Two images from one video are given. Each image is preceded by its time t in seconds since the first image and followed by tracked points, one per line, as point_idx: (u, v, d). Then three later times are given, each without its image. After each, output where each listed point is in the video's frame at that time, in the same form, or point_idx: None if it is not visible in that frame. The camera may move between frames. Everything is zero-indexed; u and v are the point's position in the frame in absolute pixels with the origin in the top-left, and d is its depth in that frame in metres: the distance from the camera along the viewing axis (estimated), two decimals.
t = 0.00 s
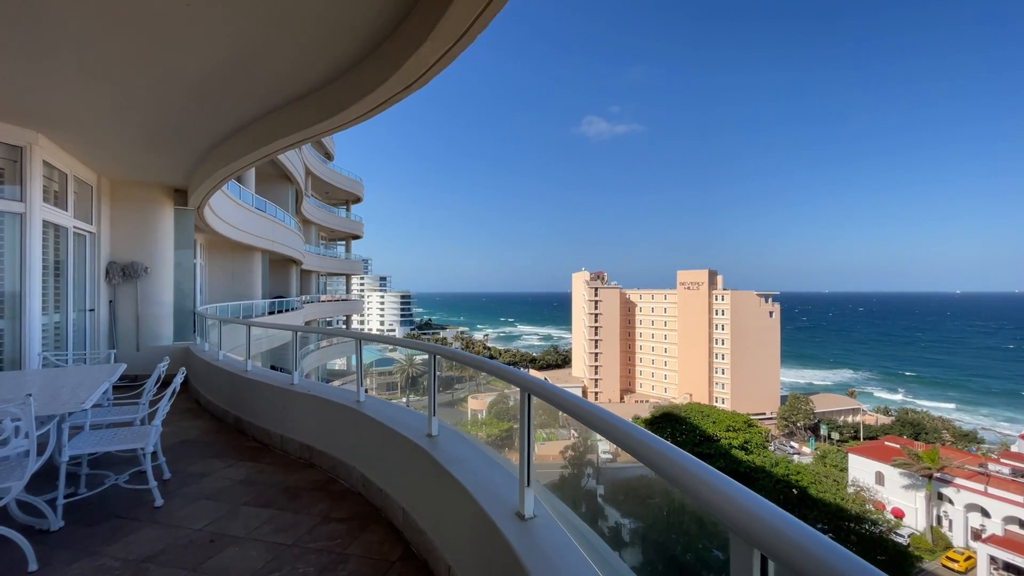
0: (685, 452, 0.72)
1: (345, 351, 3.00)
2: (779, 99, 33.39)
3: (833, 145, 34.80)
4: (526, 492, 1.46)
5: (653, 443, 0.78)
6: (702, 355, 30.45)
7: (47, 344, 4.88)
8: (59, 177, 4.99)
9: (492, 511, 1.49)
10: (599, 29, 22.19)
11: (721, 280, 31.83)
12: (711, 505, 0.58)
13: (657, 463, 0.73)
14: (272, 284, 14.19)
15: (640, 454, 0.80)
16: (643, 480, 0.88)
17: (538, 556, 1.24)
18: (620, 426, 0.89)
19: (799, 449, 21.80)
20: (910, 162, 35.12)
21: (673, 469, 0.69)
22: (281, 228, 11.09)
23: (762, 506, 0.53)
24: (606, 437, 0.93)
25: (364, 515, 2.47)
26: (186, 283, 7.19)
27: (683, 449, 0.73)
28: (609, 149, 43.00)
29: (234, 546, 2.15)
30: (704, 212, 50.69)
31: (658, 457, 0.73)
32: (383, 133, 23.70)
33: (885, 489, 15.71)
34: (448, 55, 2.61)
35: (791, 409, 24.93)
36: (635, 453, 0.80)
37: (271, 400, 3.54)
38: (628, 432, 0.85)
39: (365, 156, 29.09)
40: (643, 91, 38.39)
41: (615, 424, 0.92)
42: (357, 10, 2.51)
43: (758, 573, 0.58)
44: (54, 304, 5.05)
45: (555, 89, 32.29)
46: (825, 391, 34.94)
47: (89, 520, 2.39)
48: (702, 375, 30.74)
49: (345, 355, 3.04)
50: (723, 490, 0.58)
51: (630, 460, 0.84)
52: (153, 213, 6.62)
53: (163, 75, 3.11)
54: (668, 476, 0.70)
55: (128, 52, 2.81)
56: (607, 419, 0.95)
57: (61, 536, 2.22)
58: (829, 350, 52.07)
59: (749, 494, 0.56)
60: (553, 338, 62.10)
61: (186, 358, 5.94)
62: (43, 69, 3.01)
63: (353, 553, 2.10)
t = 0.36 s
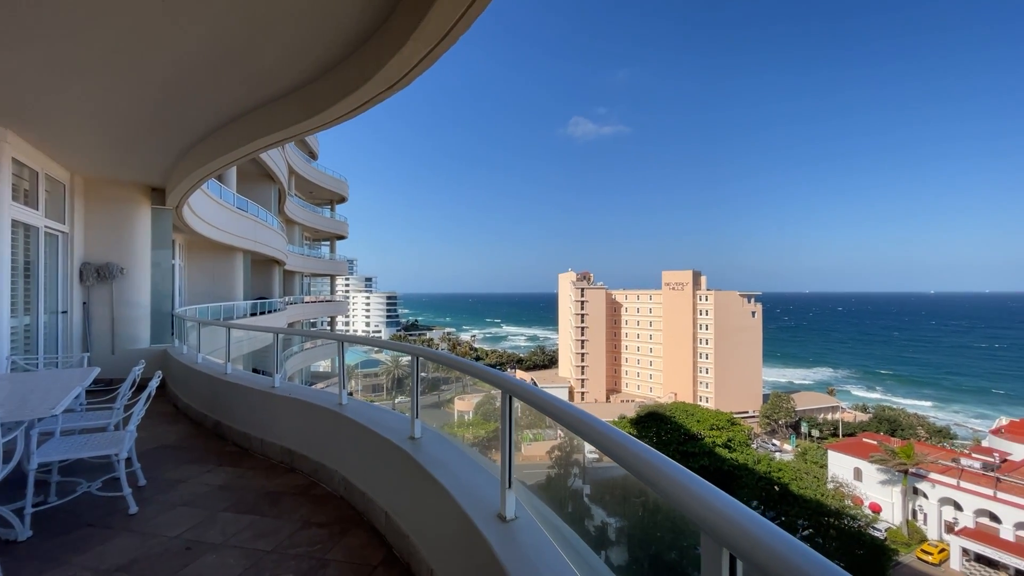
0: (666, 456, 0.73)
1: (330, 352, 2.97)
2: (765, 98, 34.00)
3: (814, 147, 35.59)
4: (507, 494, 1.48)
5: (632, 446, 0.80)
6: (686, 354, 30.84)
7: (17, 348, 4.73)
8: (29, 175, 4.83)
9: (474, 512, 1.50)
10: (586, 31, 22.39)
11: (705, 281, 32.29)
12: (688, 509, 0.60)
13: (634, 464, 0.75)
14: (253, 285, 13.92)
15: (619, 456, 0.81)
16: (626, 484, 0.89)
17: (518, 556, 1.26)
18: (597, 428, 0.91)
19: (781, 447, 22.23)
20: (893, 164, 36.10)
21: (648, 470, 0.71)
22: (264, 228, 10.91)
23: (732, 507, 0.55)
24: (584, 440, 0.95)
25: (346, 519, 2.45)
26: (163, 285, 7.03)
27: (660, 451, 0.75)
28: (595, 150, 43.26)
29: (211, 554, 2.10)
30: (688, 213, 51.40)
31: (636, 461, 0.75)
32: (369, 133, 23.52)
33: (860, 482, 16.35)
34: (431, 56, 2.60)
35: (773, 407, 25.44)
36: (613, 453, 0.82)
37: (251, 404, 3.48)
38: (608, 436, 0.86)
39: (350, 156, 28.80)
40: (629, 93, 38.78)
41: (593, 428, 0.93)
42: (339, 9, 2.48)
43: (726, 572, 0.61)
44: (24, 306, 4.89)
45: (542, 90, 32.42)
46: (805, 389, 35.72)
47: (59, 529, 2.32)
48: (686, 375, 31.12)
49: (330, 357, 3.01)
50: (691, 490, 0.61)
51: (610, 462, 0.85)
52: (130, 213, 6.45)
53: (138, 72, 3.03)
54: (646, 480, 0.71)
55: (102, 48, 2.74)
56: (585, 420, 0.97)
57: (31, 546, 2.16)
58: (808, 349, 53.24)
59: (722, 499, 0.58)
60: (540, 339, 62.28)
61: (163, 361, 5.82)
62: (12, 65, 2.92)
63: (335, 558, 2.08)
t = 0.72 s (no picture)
0: (643, 455, 0.75)
1: (310, 355, 2.92)
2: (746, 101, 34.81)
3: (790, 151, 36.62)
4: (488, 495, 1.48)
5: (611, 444, 0.81)
6: (667, 354, 31.33)
7: None
8: None
9: (455, 514, 1.50)
10: (570, 32, 22.59)
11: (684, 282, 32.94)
12: (665, 507, 0.61)
13: (610, 462, 0.77)
14: (229, 286, 13.56)
15: (598, 454, 0.83)
16: (604, 483, 0.90)
17: (498, 558, 1.26)
18: (579, 427, 0.92)
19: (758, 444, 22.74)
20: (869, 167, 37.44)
21: (629, 468, 0.72)
22: (240, 228, 10.66)
23: (710, 506, 0.56)
24: (564, 440, 0.96)
25: (325, 525, 2.40)
26: (133, 286, 6.79)
27: (637, 449, 0.76)
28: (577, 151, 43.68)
29: (184, 564, 2.04)
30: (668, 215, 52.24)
31: (614, 460, 0.76)
32: (350, 133, 23.26)
33: (834, 477, 16.88)
34: (411, 55, 2.58)
35: (750, 405, 26.06)
36: (593, 454, 0.83)
37: (226, 408, 3.38)
38: (588, 434, 0.87)
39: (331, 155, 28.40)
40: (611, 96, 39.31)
41: (575, 429, 0.94)
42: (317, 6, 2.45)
43: (703, 569, 0.62)
44: None
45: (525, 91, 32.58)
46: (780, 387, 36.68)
47: (21, 542, 2.22)
48: (666, 374, 31.58)
49: (309, 359, 2.96)
50: (669, 487, 0.63)
51: (588, 461, 0.87)
52: (98, 211, 6.22)
53: (105, 66, 2.93)
54: (624, 477, 0.73)
55: (69, 42, 2.64)
56: (565, 420, 0.98)
57: None
58: (783, 348, 54.75)
59: (701, 496, 0.59)
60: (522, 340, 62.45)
61: (133, 365, 5.63)
62: None
63: (312, 564, 2.04)
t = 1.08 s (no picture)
0: (629, 454, 0.75)
1: (294, 356, 2.88)
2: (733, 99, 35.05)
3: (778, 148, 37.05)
4: (474, 496, 1.47)
5: (598, 443, 0.81)
6: (652, 354, 31.62)
7: None
8: None
9: (440, 516, 1.49)
10: (557, 32, 22.61)
11: (668, 282, 33.35)
12: (650, 505, 0.62)
13: (595, 459, 0.78)
14: (209, 287, 13.26)
15: (582, 452, 0.84)
16: (591, 482, 0.91)
17: (484, 560, 1.25)
18: (564, 427, 0.93)
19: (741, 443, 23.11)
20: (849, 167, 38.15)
21: (613, 467, 0.73)
22: (220, 227, 10.40)
23: (698, 504, 0.57)
24: (551, 437, 0.97)
25: (309, 528, 2.37)
26: (109, 287, 6.59)
27: (623, 450, 0.77)
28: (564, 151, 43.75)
29: (162, 572, 1.99)
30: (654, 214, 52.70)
31: (600, 459, 0.77)
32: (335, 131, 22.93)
33: (813, 473, 17.19)
34: (396, 54, 2.57)
35: (733, 403, 26.51)
36: (578, 452, 0.84)
37: (205, 412, 3.31)
38: (575, 435, 0.88)
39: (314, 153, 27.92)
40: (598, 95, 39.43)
41: (561, 427, 0.95)
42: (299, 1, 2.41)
43: (690, 569, 0.63)
44: None
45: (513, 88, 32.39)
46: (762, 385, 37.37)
47: None
48: (652, 374, 31.86)
49: (293, 361, 2.92)
50: (656, 486, 0.63)
51: (574, 460, 0.88)
52: (72, 210, 6.04)
53: (78, 60, 2.85)
54: (609, 475, 0.74)
55: (38, 34, 2.56)
56: (550, 419, 0.99)
57: None
58: (765, 347, 55.81)
59: (688, 494, 0.60)
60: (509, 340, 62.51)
61: (108, 368, 5.47)
62: None
63: (295, 570, 2.01)
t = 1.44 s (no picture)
0: (615, 452, 0.76)
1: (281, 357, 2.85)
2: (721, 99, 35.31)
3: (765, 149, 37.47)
4: (461, 497, 1.48)
5: (578, 438, 0.84)
6: (640, 353, 31.85)
7: None
8: None
9: (425, 516, 1.50)
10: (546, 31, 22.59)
11: (656, 282, 33.68)
12: (632, 501, 0.63)
13: (576, 456, 0.81)
14: (192, 287, 12.99)
15: (563, 448, 0.86)
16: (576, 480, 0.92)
17: (468, 559, 1.27)
18: (550, 425, 0.95)
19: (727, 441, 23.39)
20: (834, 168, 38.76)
21: (598, 464, 0.74)
22: (203, 225, 10.20)
23: (682, 503, 0.57)
24: (534, 433, 0.99)
25: (293, 532, 2.34)
26: (88, 287, 6.41)
27: (602, 444, 0.80)
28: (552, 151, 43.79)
29: None
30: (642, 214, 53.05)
31: (584, 456, 0.79)
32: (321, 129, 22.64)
33: (797, 470, 17.57)
34: (383, 51, 2.55)
35: (720, 402, 26.87)
36: (562, 448, 0.86)
37: (188, 414, 3.25)
38: (557, 432, 0.90)
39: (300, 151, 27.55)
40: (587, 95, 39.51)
41: (547, 426, 0.96)
42: None
43: (674, 566, 0.64)
44: None
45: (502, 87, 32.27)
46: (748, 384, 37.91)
47: None
48: (640, 373, 32.10)
49: (279, 362, 2.88)
50: (634, 480, 0.66)
51: (560, 457, 0.89)
52: (47, 209, 5.88)
53: (55, 54, 2.77)
54: (589, 470, 0.77)
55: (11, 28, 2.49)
56: (537, 419, 1.00)
57: None
58: (751, 347, 56.61)
59: (671, 491, 0.61)
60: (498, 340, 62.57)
61: (87, 370, 5.35)
62: None
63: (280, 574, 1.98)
